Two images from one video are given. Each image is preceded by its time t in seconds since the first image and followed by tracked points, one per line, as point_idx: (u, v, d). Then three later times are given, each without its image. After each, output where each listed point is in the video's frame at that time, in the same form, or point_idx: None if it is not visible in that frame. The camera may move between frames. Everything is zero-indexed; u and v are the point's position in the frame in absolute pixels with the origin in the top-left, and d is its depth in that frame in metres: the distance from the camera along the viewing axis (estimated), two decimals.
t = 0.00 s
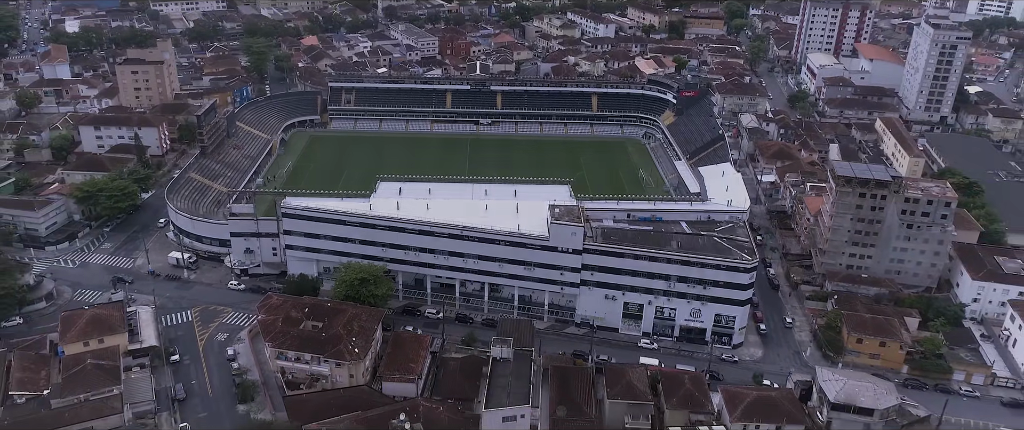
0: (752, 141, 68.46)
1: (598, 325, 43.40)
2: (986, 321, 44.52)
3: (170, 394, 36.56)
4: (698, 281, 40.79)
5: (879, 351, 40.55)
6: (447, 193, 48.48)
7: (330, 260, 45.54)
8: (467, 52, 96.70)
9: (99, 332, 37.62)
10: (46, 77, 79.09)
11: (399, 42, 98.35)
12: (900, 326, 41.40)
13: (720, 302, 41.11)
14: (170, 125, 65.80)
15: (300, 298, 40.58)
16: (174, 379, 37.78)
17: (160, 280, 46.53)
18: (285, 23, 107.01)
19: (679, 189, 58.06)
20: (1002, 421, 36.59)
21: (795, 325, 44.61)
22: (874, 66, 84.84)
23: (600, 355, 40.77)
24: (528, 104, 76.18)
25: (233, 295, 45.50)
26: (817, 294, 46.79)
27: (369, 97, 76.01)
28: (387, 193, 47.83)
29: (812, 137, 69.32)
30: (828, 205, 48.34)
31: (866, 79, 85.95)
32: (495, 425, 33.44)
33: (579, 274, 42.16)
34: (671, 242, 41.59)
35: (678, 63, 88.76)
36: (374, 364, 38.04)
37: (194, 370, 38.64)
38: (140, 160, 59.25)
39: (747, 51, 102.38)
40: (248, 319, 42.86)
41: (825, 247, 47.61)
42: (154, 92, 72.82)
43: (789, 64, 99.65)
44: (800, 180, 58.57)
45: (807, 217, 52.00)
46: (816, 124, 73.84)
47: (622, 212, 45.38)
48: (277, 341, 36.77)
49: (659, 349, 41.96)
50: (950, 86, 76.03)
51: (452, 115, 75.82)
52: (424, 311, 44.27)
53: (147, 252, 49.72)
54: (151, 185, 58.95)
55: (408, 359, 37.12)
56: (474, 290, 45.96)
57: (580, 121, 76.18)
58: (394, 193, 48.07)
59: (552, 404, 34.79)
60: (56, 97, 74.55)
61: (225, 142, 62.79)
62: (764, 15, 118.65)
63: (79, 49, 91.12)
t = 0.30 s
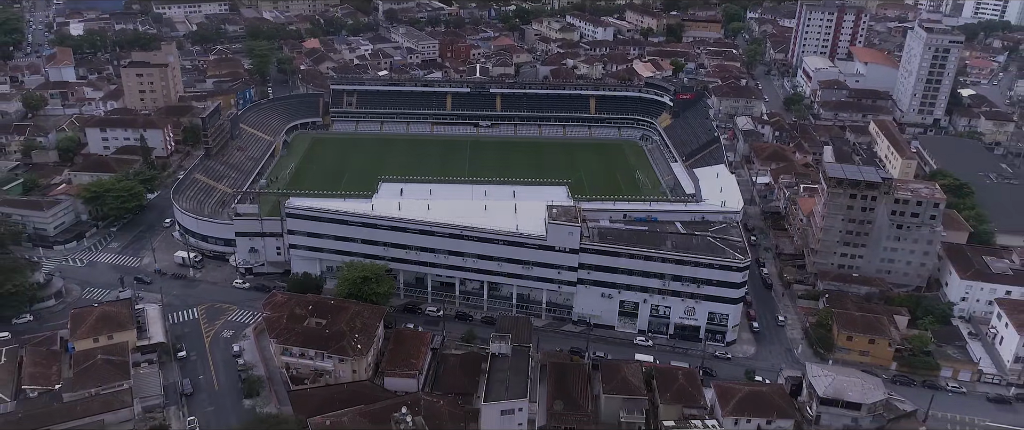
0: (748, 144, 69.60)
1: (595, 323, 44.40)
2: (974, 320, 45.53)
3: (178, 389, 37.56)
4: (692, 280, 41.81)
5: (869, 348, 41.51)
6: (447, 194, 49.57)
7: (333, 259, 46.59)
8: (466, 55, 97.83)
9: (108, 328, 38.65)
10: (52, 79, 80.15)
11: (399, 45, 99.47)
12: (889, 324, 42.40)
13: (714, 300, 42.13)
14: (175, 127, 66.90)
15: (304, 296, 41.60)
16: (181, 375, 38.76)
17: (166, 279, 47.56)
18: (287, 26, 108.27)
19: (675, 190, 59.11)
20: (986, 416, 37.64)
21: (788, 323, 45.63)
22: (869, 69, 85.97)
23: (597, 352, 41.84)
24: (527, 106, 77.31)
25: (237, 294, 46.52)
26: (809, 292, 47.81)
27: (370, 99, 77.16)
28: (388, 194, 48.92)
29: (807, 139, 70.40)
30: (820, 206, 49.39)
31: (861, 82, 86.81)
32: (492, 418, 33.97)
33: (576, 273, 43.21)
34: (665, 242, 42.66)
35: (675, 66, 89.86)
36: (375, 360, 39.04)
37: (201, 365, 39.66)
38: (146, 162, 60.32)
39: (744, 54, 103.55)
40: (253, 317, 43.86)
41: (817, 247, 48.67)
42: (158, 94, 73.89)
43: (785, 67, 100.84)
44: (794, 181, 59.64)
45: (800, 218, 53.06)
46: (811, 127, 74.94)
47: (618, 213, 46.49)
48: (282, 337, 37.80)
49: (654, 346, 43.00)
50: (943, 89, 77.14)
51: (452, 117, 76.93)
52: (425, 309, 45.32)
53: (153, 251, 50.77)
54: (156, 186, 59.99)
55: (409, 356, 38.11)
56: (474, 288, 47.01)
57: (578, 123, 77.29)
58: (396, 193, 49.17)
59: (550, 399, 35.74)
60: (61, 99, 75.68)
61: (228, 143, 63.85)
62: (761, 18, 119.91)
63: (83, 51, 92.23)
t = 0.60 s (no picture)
0: (743, 148, 70.73)
1: (591, 322, 45.41)
2: (962, 319, 46.57)
3: (185, 386, 38.53)
4: (686, 280, 42.85)
5: (858, 346, 42.55)
6: (447, 197, 50.65)
7: (336, 260, 47.63)
8: (466, 60, 99.01)
9: (117, 327, 39.75)
10: (57, 84, 81.27)
11: (400, 50, 100.72)
12: (879, 323, 43.45)
13: (707, 300, 43.17)
14: (179, 131, 68.04)
15: (308, 296, 42.63)
16: (187, 372, 39.75)
17: (172, 279, 48.60)
18: (289, 31, 109.56)
19: (671, 192, 60.18)
20: (972, 412, 38.64)
21: (780, 323, 46.67)
22: (864, 73, 87.28)
23: (593, 350, 42.85)
24: (526, 111, 78.44)
25: (241, 294, 47.52)
26: (801, 292, 48.81)
27: (371, 104, 78.26)
28: (389, 196, 49.96)
29: (801, 143, 71.53)
30: (812, 208, 50.44)
31: (856, 86, 87.46)
32: (491, 413, 34.79)
33: (573, 273, 44.25)
34: (660, 243, 43.73)
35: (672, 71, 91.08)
36: (377, 358, 40.05)
37: (206, 363, 40.66)
38: (151, 165, 61.40)
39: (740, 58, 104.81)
40: (257, 317, 44.87)
41: (809, 248, 49.74)
42: (162, 99, 75.01)
43: (781, 71, 102.07)
44: (788, 184, 60.76)
45: (793, 220, 54.13)
46: (806, 131, 76.07)
47: (614, 214, 47.57)
48: (286, 336, 38.83)
49: (649, 344, 44.03)
50: (936, 93, 78.28)
51: (452, 121, 78.06)
52: (425, 309, 46.34)
53: (159, 253, 51.80)
54: (161, 188, 61.06)
55: (410, 354, 39.13)
56: (474, 289, 48.03)
57: (576, 127, 78.40)
58: (397, 196, 50.22)
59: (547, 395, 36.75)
60: (66, 104, 76.74)
61: (232, 147, 64.96)
62: (758, 23, 121.24)
63: (87, 56, 93.34)
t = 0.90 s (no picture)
0: (738, 151, 71.84)
1: (588, 322, 46.43)
2: (951, 319, 47.56)
3: (191, 385, 39.51)
4: (680, 281, 43.88)
5: (849, 345, 43.46)
6: (447, 200, 51.70)
7: (338, 261, 48.65)
8: (466, 65, 100.18)
9: (126, 327, 40.77)
10: (62, 89, 82.32)
11: (400, 55, 101.95)
12: (869, 323, 44.44)
13: (701, 300, 44.19)
14: (183, 136, 69.15)
15: (311, 296, 43.66)
16: (194, 371, 40.73)
17: (178, 281, 49.64)
18: (291, 37, 110.85)
19: (667, 195, 61.25)
20: (960, 410, 39.57)
21: (772, 323, 47.67)
22: (858, 78, 88.08)
23: (590, 350, 43.86)
24: (525, 115, 79.54)
25: (245, 295, 48.51)
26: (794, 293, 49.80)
27: (372, 108, 79.34)
28: (391, 199, 51.00)
29: (795, 147, 72.62)
30: (804, 210, 51.51)
31: (849, 91, 88.37)
32: (490, 409, 35.72)
33: (570, 274, 45.27)
34: (655, 244, 44.78)
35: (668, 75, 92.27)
36: (379, 357, 41.03)
37: (212, 362, 41.65)
38: (156, 169, 62.49)
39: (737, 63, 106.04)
40: (261, 317, 45.85)
41: (801, 250, 50.79)
42: (166, 103, 76.11)
43: (777, 76, 103.26)
44: (782, 188, 61.85)
45: (787, 222, 55.21)
46: (800, 134, 77.20)
47: (611, 217, 48.63)
48: (290, 335, 39.87)
49: (645, 344, 45.04)
50: (928, 98, 79.42)
51: (452, 125, 79.15)
52: (426, 310, 47.34)
53: (164, 255, 52.83)
54: (166, 192, 62.13)
55: (411, 353, 40.14)
56: (473, 290, 49.03)
57: (574, 131, 79.43)
58: (398, 199, 51.27)
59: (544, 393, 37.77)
60: (72, 109, 77.78)
61: (235, 151, 66.05)
62: (754, 28, 122.57)
63: (91, 61, 94.48)
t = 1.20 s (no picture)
0: (734, 156, 72.90)
1: (585, 323, 47.42)
2: (940, 320, 48.58)
3: (198, 383, 40.50)
4: (675, 282, 44.88)
5: (840, 345, 44.46)
6: (447, 203, 52.76)
7: (340, 263, 49.67)
8: (466, 69, 101.29)
9: (133, 327, 41.78)
10: (67, 93, 83.35)
11: (401, 60, 103.17)
12: (860, 323, 45.47)
13: (696, 301, 45.19)
14: (188, 140, 70.25)
15: (314, 297, 44.70)
16: (200, 370, 41.74)
17: (183, 282, 50.65)
18: (292, 42, 112.10)
19: (663, 199, 62.32)
20: (947, 408, 40.55)
21: (766, 323, 48.69)
22: (853, 82, 89.60)
23: (587, 349, 44.88)
24: (524, 120, 80.67)
25: (249, 296, 49.50)
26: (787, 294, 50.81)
27: (373, 113, 80.51)
28: (392, 203, 52.04)
29: (790, 151, 73.67)
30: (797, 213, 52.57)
31: (844, 95, 90.18)
32: (489, 406, 36.71)
33: (567, 276, 46.29)
34: (650, 246, 45.82)
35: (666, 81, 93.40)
36: (381, 357, 42.02)
37: (218, 361, 42.66)
38: (161, 173, 63.56)
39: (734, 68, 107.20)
40: (265, 318, 46.86)
41: (794, 252, 51.85)
42: (170, 108, 77.18)
43: (774, 81, 104.44)
44: (776, 192, 62.91)
45: (780, 225, 56.26)
46: (796, 139, 78.30)
47: (607, 220, 49.66)
48: (294, 335, 40.88)
49: (641, 344, 46.03)
50: (922, 103, 80.59)
51: (452, 130, 80.22)
52: (426, 311, 48.37)
53: (170, 257, 53.84)
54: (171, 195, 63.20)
55: (412, 352, 41.15)
56: (473, 291, 50.04)
57: (573, 135, 80.48)
58: (399, 202, 52.32)
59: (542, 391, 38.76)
60: (77, 113, 78.76)
61: (239, 155, 67.12)
62: (751, 33, 123.86)
63: (95, 65, 95.60)
